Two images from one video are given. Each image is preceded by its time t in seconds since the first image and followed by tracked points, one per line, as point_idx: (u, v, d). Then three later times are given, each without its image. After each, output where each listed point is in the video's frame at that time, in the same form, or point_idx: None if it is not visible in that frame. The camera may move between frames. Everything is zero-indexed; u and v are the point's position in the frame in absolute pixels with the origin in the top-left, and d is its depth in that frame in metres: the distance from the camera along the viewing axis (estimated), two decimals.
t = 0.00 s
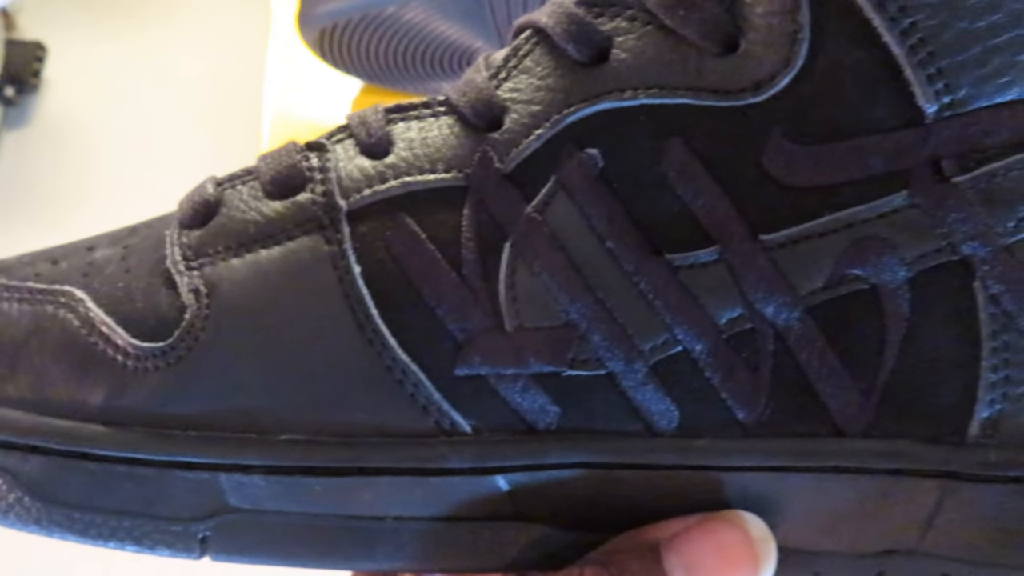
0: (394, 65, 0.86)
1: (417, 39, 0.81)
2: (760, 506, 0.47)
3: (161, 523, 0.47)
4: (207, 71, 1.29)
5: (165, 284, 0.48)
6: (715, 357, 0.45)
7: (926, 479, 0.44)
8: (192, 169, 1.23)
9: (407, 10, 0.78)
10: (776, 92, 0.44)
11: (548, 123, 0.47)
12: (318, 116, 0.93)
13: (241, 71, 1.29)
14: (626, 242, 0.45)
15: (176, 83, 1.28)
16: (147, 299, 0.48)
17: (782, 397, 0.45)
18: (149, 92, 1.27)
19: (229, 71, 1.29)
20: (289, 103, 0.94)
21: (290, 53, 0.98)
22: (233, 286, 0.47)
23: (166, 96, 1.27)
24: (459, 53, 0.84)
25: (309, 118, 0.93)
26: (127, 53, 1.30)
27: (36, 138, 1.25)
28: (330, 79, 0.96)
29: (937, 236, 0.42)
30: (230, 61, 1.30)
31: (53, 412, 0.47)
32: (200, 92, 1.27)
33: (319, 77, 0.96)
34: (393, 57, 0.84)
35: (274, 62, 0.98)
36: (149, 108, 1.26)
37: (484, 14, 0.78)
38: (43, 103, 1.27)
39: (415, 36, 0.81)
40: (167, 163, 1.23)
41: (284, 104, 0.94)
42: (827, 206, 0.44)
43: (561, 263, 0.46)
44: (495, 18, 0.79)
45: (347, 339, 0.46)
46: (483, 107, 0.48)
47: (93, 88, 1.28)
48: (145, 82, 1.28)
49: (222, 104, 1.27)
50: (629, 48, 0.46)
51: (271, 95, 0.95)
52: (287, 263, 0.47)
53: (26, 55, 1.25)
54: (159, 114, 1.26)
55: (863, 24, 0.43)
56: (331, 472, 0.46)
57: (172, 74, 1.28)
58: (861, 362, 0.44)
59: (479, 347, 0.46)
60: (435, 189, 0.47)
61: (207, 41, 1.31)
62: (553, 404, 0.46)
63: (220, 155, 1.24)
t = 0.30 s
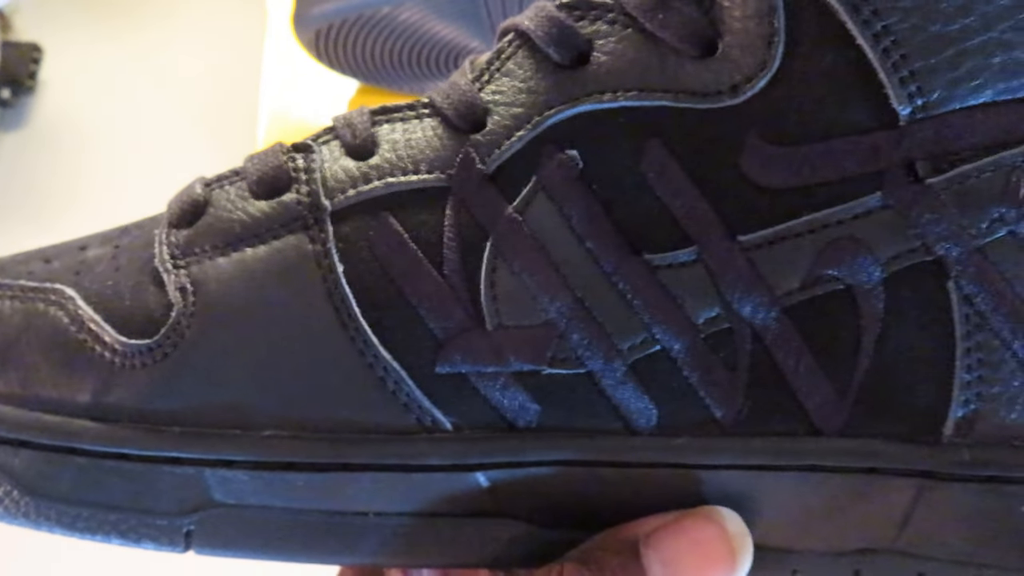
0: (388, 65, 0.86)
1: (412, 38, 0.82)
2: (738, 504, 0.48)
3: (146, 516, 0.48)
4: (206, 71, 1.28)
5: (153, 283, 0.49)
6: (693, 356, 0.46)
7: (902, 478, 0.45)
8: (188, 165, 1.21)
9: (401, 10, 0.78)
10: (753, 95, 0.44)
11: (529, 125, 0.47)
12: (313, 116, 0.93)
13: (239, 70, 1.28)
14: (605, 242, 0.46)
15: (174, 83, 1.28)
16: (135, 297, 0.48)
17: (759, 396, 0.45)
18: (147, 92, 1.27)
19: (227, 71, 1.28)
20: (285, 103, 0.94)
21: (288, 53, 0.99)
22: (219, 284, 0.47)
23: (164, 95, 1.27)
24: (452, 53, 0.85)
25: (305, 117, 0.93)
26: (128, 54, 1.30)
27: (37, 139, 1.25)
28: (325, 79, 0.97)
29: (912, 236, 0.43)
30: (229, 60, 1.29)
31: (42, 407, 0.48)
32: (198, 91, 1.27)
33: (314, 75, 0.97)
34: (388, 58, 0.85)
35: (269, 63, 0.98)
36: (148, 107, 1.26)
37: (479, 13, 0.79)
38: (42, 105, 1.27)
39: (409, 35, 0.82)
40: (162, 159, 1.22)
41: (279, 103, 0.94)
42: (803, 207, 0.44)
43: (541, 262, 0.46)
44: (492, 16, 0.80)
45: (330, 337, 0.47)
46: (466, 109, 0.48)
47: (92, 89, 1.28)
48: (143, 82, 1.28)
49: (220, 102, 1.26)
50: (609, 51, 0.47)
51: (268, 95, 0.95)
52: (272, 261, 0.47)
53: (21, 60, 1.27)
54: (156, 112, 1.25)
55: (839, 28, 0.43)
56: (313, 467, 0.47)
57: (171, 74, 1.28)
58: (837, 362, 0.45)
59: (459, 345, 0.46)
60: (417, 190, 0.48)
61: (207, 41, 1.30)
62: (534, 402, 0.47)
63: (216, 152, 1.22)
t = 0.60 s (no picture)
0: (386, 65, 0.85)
1: (407, 40, 0.81)
2: (715, 502, 0.48)
3: (135, 515, 0.49)
4: (204, 72, 1.27)
5: (142, 286, 0.50)
6: (669, 356, 0.46)
7: (874, 474, 0.45)
8: (187, 167, 1.20)
9: (397, 11, 0.77)
10: (726, 99, 0.45)
11: (509, 130, 0.48)
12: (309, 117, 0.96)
13: (238, 71, 1.26)
14: (582, 244, 0.47)
15: (173, 83, 1.26)
16: (124, 301, 0.49)
17: (734, 394, 0.46)
18: (145, 92, 1.26)
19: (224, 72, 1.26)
20: (284, 105, 0.97)
21: (284, 52, 1.01)
22: (206, 287, 0.48)
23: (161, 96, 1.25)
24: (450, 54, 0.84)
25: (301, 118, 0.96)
26: (126, 53, 1.29)
27: (28, 138, 1.22)
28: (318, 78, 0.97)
29: (881, 236, 0.43)
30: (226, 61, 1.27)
31: (32, 409, 0.49)
32: (195, 92, 1.25)
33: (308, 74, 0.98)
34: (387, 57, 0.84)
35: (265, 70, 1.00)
36: (145, 108, 1.25)
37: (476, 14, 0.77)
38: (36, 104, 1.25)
39: (406, 36, 0.80)
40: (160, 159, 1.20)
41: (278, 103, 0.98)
42: (775, 209, 0.45)
43: (520, 264, 0.47)
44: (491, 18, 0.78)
45: (314, 339, 0.48)
46: (448, 115, 0.49)
47: (88, 89, 1.26)
48: (141, 82, 1.26)
49: (218, 103, 1.24)
50: (587, 57, 0.48)
51: (266, 96, 0.98)
52: (258, 265, 0.48)
53: (18, 60, 1.24)
54: (155, 113, 1.24)
55: (808, 32, 0.44)
56: (297, 467, 0.48)
57: (170, 74, 1.27)
58: (809, 360, 0.45)
59: (440, 346, 0.47)
60: (400, 194, 0.49)
61: (204, 41, 1.28)
62: (513, 402, 0.47)
63: (212, 154, 1.21)
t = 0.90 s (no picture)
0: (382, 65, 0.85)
1: (402, 40, 0.81)
2: (694, 499, 0.49)
3: (124, 510, 0.50)
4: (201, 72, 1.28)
5: (132, 287, 0.51)
6: (647, 355, 0.47)
7: (847, 472, 0.46)
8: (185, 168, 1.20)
9: (392, 11, 0.77)
10: (702, 102, 0.46)
11: (491, 134, 0.49)
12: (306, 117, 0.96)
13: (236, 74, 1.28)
14: (562, 245, 0.48)
15: (172, 83, 1.27)
16: (116, 301, 0.51)
17: (711, 393, 0.47)
18: (143, 92, 1.26)
19: (221, 71, 1.28)
20: (277, 104, 0.97)
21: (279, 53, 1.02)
22: (194, 288, 0.50)
23: (158, 95, 1.26)
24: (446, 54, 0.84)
25: (298, 118, 0.96)
26: (127, 57, 1.30)
27: (30, 141, 1.23)
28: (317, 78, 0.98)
29: (852, 238, 0.44)
30: (222, 62, 1.29)
31: (24, 407, 0.50)
32: (192, 92, 1.26)
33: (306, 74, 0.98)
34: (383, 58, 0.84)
35: (264, 75, 1.01)
36: (143, 109, 1.25)
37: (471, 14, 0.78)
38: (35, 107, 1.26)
39: (401, 36, 0.80)
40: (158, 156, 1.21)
41: (274, 101, 0.98)
42: (750, 210, 0.46)
43: (501, 265, 0.48)
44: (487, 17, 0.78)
45: (299, 338, 0.49)
46: (431, 119, 0.50)
47: (86, 91, 1.27)
48: (139, 83, 1.27)
49: (217, 105, 1.25)
50: (567, 63, 0.49)
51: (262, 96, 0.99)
52: (245, 266, 0.50)
53: (17, 61, 1.26)
54: (152, 112, 1.24)
55: (780, 37, 0.44)
56: (283, 463, 0.49)
57: (168, 75, 1.28)
58: (784, 359, 0.46)
59: (423, 346, 0.48)
60: (384, 197, 0.50)
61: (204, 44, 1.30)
62: (494, 401, 0.48)
63: (211, 155, 1.21)
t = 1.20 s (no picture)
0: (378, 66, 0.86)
1: (397, 40, 0.82)
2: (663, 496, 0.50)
3: (109, 498, 0.51)
4: (201, 73, 1.21)
5: (121, 281, 0.52)
6: (618, 353, 0.48)
7: (811, 469, 0.48)
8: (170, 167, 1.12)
9: (388, 11, 0.78)
10: (674, 108, 0.47)
11: (471, 136, 0.50)
12: (298, 116, 0.97)
13: (230, 73, 1.21)
14: (537, 245, 0.49)
15: (165, 82, 1.21)
16: (106, 295, 0.52)
17: (680, 391, 0.48)
18: (139, 93, 1.20)
19: (221, 72, 1.21)
20: (273, 104, 0.98)
21: (276, 53, 1.03)
22: (181, 283, 0.51)
23: (155, 96, 1.19)
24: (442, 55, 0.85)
25: (291, 116, 0.97)
26: (123, 58, 1.24)
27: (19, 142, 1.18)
28: (311, 78, 0.99)
29: (818, 241, 0.45)
30: (224, 65, 1.22)
31: (16, 396, 0.52)
32: (189, 92, 1.19)
33: (301, 75, 1.00)
34: (378, 58, 0.85)
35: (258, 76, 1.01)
36: (134, 108, 1.18)
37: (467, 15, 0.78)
38: (30, 109, 1.21)
39: (395, 36, 0.81)
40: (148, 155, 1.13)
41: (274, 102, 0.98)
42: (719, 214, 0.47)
43: (479, 264, 0.49)
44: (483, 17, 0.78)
45: (282, 333, 0.50)
46: (413, 121, 0.51)
47: (81, 91, 1.22)
48: (135, 84, 1.21)
49: (207, 103, 1.17)
50: (545, 67, 0.50)
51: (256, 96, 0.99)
52: (230, 262, 0.51)
53: (11, 60, 1.22)
54: (148, 112, 1.18)
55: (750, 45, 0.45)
56: (262, 454, 0.50)
57: (165, 76, 1.22)
58: (751, 359, 0.47)
59: (401, 342, 0.49)
60: (367, 196, 0.51)
61: (201, 45, 1.24)
62: (470, 396, 0.50)
63: (196, 153, 1.13)
